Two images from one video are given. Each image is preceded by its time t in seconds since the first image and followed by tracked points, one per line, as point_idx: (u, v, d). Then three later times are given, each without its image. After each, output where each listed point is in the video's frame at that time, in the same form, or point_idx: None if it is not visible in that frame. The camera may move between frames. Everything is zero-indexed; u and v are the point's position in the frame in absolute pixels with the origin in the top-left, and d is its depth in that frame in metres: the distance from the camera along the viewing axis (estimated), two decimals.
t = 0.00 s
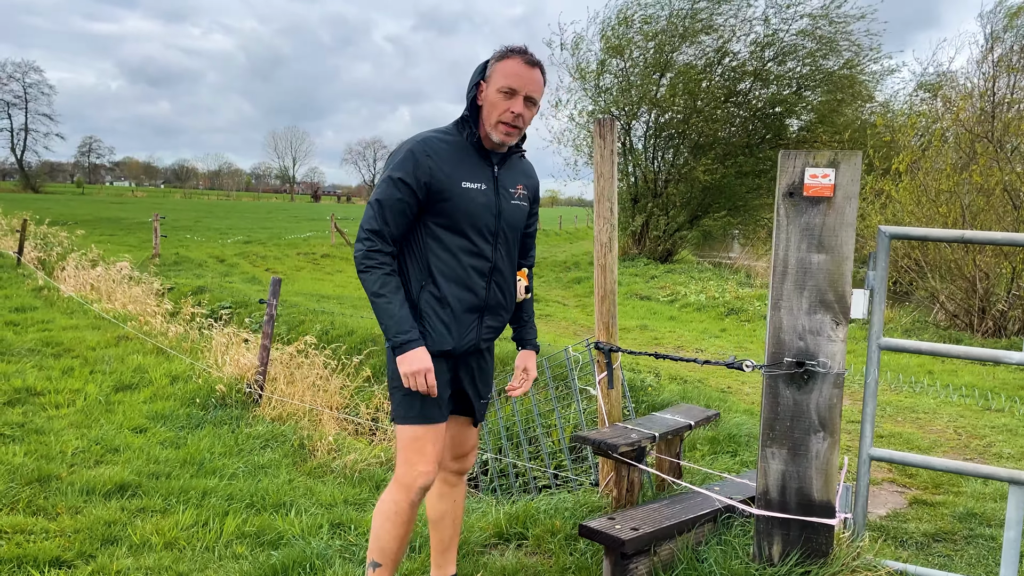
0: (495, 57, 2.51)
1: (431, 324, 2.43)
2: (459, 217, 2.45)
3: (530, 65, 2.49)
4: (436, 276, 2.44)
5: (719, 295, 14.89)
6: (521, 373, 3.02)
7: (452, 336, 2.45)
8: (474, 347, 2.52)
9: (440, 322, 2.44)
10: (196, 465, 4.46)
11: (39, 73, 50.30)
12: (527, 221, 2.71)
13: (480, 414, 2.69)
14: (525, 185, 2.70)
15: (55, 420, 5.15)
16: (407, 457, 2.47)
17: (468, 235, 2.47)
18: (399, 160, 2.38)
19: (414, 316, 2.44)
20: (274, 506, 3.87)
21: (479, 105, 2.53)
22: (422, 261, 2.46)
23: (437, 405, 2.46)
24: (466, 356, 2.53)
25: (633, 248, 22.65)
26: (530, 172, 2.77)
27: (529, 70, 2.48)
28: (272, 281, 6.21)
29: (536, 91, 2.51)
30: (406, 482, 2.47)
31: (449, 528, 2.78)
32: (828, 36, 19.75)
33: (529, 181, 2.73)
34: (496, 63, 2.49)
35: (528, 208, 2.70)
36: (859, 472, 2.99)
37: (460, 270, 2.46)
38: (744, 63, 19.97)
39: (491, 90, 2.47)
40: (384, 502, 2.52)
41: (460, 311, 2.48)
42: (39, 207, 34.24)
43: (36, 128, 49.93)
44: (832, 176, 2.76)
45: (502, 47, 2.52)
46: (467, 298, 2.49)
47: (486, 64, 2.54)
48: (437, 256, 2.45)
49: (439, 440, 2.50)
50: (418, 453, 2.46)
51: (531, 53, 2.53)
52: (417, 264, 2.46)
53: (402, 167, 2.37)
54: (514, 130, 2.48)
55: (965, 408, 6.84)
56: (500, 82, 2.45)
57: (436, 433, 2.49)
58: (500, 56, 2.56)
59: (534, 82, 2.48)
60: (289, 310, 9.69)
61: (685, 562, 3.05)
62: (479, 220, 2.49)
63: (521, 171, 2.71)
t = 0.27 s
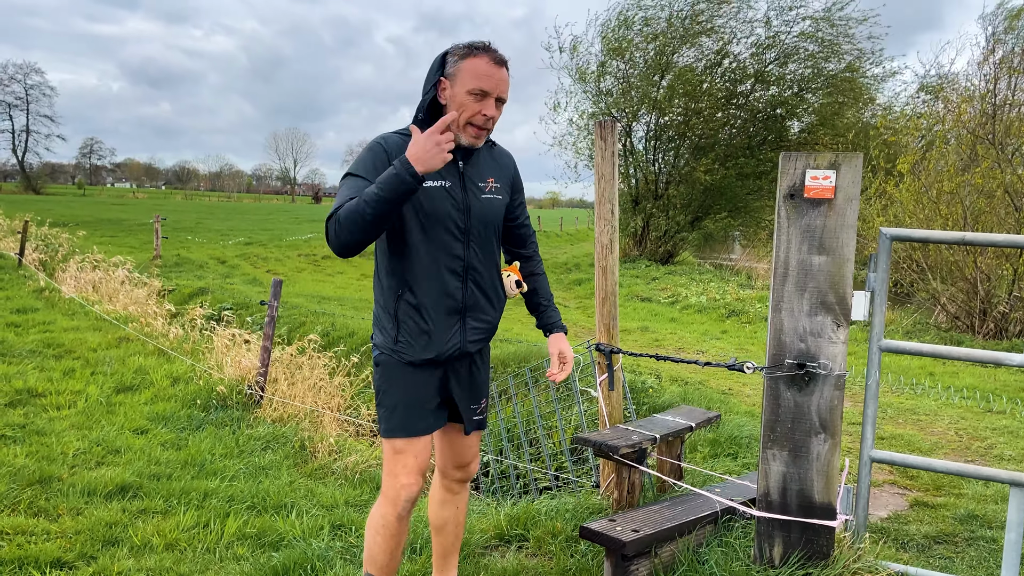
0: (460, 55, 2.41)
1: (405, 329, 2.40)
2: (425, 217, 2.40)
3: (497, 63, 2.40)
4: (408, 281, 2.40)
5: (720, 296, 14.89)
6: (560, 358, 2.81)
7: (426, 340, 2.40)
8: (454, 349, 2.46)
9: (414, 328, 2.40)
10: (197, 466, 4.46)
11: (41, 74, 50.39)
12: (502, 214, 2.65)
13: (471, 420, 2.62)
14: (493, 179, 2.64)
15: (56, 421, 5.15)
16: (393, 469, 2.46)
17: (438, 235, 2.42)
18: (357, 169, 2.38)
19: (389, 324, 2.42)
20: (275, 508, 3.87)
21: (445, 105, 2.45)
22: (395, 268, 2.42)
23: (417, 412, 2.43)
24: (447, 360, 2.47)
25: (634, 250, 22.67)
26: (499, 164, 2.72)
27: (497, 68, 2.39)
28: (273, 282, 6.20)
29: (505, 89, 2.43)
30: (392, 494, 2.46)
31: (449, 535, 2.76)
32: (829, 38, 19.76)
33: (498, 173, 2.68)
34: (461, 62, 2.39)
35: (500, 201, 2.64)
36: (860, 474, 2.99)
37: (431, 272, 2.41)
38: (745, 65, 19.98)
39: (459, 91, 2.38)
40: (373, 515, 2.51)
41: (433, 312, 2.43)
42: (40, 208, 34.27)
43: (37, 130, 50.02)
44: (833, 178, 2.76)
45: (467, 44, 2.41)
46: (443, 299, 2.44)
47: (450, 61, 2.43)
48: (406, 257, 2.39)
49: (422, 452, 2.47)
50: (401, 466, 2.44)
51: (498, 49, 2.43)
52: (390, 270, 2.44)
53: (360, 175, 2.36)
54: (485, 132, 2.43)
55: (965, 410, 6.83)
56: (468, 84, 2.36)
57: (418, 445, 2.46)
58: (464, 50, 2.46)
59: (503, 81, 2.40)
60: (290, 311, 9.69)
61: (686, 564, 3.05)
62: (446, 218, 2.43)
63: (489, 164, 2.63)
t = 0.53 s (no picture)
0: (435, 45, 2.46)
1: (385, 310, 2.40)
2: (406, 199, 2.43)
3: (471, 48, 2.45)
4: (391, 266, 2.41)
5: (721, 298, 14.89)
6: (545, 350, 2.73)
7: (409, 325, 2.39)
8: (440, 333, 2.44)
9: (398, 313, 2.39)
10: (198, 468, 4.47)
11: (42, 77, 50.51)
12: (489, 202, 2.66)
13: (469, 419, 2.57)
14: (477, 166, 2.65)
15: (57, 424, 5.16)
16: (378, 474, 2.46)
17: (421, 216, 2.44)
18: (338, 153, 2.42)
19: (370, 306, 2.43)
20: (275, 510, 3.88)
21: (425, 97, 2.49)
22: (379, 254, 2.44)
23: (403, 403, 2.42)
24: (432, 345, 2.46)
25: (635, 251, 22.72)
26: (486, 154, 2.74)
27: (471, 53, 2.45)
28: (273, 284, 6.19)
29: (482, 73, 2.48)
30: (379, 500, 2.46)
31: (475, 544, 2.67)
32: (829, 39, 19.75)
33: (483, 161, 2.70)
34: (436, 51, 2.45)
35: (486, 188, 2.65)
36: (859, 475, 2.99)
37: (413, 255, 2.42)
38: (744, 66, 19.98)
39: (437, 80, 2.42)
40: (364, 521, 2.51)
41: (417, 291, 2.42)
42: (42, 211, 34.32)
43: (39, 133, 50.15)
44: (832, 180, 2.76)
45: (439, 33, 2.47)
46: (426, 283, 2.44)
47: (425, 51, 2.49)
48: (390, 239, 2.41)
49: (409, 459, 2.47)
50: (388, 472, 2.45)
51: (470, 36, 2.49)
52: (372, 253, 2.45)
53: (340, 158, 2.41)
54: (467, 118, 2.47)
55: (965, 411, 6.84)
56: (446, 72, 2.42)
57: (404, 452, 2.46)
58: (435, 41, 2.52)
59: (479, 66, 2.46)
60: (290, 313, 9.70)
61: (684, 565, 3.05)
62: (428, 201, 2.46)
63: (473, 152, 2.66)
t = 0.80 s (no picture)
0: (445, 53, 2.49)
1: (401, 317, 2.40)
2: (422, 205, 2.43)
3: (481, 54, 2.46)
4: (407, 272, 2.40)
5: (722, 299, 14.90)
6: (549, 376, 2.69)
7: (423, 331, 2.38)
8: (455, 340, 2.42)
9: (413, 320, 2.39)
10: (200, 472, 4.47)
11: (43, 82, 50.57)
12: (511, 210, 2.61)
13: (481, 432, 2.55)
14: (499, 173, 2.62)
15: (58, 428, 5.17)
16: (391, 483, 2.47)
17: (437, 222, 2.43)
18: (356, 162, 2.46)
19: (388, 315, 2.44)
20: (276, 513, 3.88)
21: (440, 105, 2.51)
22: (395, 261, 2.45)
23: (417, 411, 2.41)
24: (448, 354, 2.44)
25: (635, 253, 22.72)
26: (511, 164, 2.70)
27: (480, 58, 2.45)
28: (274, 287, 6.19)
29: (494, 78, 2.49)
30: (391, 509, 2.47)
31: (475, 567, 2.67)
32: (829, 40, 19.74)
33: (507, 170, 2.66)
34: (447, 59, 2.47)
35: (508, 195, 2.61)
36: (861, 477, 2.99)
37: (429, 261, 2.41)
38: (744, 68, 19.98)
39: (448, 88, 2.44)
40: (374, 529, 2.53)
41: (433, 298, 2.41)
42: (42, 215, 34.38)
43: (39, 137, 50.24)
44: (832, 181, 2.76)
45: (450, 41, 2.49)
46: (441, 288, 2.41)
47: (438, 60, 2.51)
48: (407, 246, 2.41)
49: (423, 470, 2.47)
50: (400, 483, 2.45)
51: (481, 42, 2.50)
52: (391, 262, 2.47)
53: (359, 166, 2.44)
54: (480, 123, 2.48)
55: (967, 412, 6.83)
56: (456, 79, 2.43)
57: (418, 462, 2.46)
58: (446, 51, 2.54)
59: (490, 71, 2.46)
60: (291, 316, 9.70)
61: (687, 567, 3.05)
62: (444, 207, 2.45)
63: (495, 160, 2.64)
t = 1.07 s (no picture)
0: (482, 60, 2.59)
1: (431, 332, 2.42)
2: (454, 217, 2.44)
3: (513, 57, 2.53)
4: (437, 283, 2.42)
5: (723, 301, 14.89)
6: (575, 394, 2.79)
7: (451, 343, 2.40)
8: (481, 354, 2.42)
9: (441, 332, 2.42)
10: (202, 477, 4.47)
11: (43, 87, 50.65)
12: (541, 224, 2.60)
13: (498, 437, 2.58)
14: (534, 186, 2.61)
15: (61, 434, 5.17)
16: (413, 485, 2.49)
17: (468, 239, 2.43)
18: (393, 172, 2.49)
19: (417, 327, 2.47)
20: (279, 519, 3.87)
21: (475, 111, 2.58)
22: (426, 270, 2.47)
23: (442, 423, 2.43)
24: (474, 369, 2.44)
25: (636, 255, 22.72)
26: (546, 176, 2.68)
27: (512, 61, 2.52)
28: (276, 292, 6.19)
29: (525, 80, 2.53)
30: (412, 509, 2.48)
31: (481, 565, 2.71)
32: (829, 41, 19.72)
33: (542, 184, 2.65)
34: (482, 66, 2.56)
35: (540, 209, 2.60)
36: (865, 480, 2.98)
37: (460, 273, 2.42)
38: (743, 69, 19.99)
39: (480, 91, 2.52)
40: (391, 531, 2.55)
41: (460, 315, 2.42)
42: (43, 220, 34.42)
43: (40, 142, 50.32)
44: (834, 185, 2.76)
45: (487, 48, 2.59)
46: (470, 302, 2.42)
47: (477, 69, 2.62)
48: (438, 261, 2.44)
49: (443, 472, 2.47)
50: (421, 485, 2.47)
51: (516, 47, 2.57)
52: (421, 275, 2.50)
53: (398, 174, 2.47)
54: (508, 125, 2.49)
55: (969, 414, 6.82)
56: (486, 81, 2.50)
57: (439, 464, 2.47)
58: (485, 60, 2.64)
59: (520, 73, 2.51)
60: (292, 320, 9.70)
61: (691, 571, 3.05)
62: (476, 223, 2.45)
63: (530, 173, 2.62)
